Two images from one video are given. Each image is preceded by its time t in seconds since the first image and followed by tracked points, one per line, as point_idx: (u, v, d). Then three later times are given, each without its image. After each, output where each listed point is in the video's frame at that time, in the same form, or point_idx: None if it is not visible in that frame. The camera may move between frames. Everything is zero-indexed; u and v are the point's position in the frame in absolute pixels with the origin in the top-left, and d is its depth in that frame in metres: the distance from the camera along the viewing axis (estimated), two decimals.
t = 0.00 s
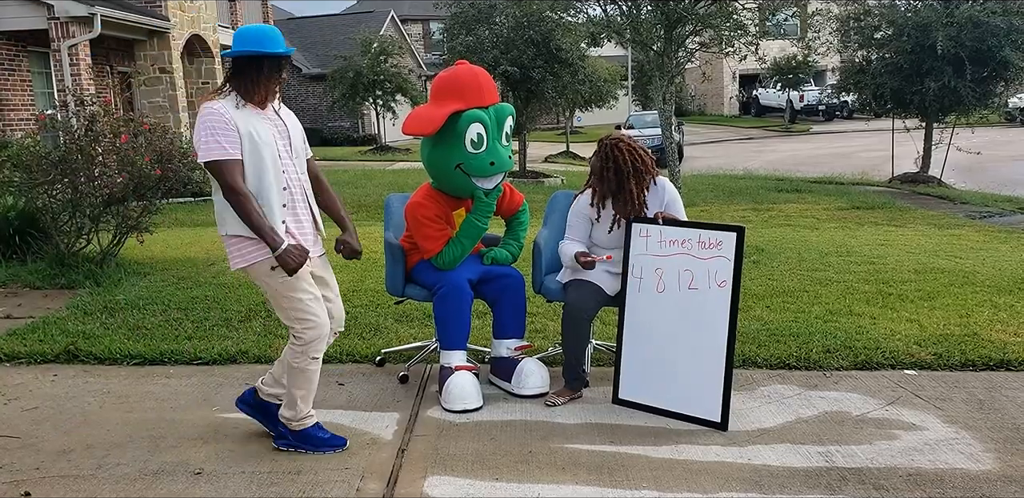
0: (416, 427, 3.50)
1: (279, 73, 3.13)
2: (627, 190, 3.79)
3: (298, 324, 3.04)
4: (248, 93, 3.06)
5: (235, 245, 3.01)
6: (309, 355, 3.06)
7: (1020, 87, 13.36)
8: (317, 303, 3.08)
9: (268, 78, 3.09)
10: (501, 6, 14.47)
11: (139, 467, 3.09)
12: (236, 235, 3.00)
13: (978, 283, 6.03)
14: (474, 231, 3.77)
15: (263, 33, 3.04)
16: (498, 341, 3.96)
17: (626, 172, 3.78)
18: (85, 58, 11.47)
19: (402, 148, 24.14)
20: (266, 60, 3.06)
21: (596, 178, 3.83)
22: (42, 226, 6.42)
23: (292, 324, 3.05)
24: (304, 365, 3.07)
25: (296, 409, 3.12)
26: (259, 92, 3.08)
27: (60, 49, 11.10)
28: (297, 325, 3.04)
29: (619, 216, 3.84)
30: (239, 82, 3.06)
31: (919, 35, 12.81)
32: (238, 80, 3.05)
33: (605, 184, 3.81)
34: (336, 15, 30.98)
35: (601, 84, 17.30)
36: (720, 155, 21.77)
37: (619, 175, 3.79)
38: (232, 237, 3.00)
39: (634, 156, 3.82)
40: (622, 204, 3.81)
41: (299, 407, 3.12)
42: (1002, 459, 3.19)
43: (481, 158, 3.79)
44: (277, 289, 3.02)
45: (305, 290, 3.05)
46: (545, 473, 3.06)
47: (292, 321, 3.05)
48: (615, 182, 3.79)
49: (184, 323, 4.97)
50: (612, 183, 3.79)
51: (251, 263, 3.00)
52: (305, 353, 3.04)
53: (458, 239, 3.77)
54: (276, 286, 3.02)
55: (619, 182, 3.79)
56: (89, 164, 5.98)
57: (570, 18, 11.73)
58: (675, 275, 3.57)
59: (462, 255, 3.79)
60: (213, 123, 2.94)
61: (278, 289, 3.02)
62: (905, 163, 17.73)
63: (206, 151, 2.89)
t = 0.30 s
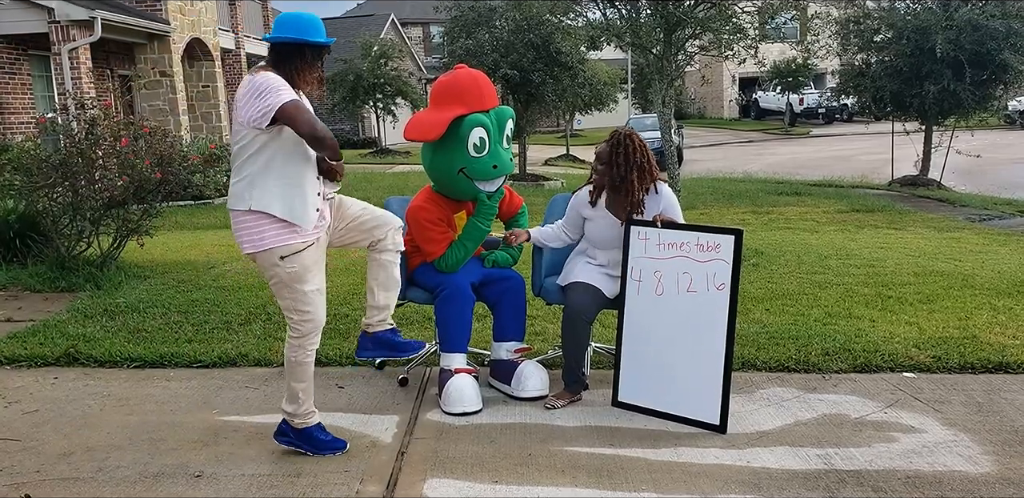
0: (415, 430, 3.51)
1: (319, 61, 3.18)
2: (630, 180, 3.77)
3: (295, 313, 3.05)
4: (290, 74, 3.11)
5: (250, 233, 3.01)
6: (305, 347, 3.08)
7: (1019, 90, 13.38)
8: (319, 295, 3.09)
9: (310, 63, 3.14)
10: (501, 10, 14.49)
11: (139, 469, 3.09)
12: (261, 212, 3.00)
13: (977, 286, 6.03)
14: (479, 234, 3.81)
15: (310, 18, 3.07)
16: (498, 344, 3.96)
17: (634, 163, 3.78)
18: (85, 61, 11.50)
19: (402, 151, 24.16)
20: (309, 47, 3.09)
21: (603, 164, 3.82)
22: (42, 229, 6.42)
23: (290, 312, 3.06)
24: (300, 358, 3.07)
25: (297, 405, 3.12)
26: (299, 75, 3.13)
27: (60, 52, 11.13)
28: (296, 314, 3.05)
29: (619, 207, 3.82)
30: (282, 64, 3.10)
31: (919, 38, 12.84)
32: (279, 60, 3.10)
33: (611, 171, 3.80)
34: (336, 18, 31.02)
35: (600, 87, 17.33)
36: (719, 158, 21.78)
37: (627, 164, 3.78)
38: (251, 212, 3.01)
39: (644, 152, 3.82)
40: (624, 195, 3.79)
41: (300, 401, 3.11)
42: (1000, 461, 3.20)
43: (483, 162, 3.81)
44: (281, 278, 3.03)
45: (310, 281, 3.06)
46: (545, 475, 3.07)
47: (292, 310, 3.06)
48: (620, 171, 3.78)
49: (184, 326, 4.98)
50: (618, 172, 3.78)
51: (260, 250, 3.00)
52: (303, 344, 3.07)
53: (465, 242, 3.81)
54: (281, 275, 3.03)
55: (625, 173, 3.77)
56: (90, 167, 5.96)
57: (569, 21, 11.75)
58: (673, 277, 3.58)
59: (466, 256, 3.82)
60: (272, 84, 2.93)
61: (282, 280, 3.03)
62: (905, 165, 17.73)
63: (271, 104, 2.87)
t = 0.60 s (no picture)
0: (414, 432, 3.51)
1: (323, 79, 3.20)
2: (632, 164, 3.86)
3: (334, 333, 3.04)
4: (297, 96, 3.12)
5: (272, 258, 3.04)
6: (341, 363, 3.06)
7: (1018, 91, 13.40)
8: (353, 311, 3.08)
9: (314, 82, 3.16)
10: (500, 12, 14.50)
11: (138, 472, 3.10)
12: (283, 235, 3.02)
13: (976, 288, 6.04)
14: (473, 225, 3.77)
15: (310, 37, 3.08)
16: (498, 346, 3.96)
17: (638, 151, 3.88)
18: (85, 64, 11.51)
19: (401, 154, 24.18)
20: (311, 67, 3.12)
21: (608, 150, 3.88)
22: (41, 232, 6.43)
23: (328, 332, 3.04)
24: (334, 373, 3.05)
25: (319, 417, 3.09)
26: (306, 96, 3.16)
27: (60, 55, 11.15)
28: (334, 333, 3.03)
29: (626, 191, 3.88)
30: (287, 87, 3.11)
31: (918, 40, 12.85)
32: (282, 83, 3.10)
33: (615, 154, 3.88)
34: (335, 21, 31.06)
35: (600, 89, 17.38)
36: (719, 160, 21.79)
37: (631, 149, 3.87)
38: (274, 235, 3.03)
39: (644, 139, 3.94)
40: (631, 177, 3.87)
41: (321, 415, 3.09)
42: (998, 462, 3.20)
43: (482, 154, 3.79)
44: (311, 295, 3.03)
45: (341, 298, 3.05)
46: (544, 477, 3.07)
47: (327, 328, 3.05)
48: (627, 155, 3.86)
49: (183, 329, 4.98)
50: (625, 155, 3.86)
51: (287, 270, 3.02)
52: (339, 362, 3.04)
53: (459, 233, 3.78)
54: (313, 293, 3.03)
55: (631, 156, 3.86)
56: (90, 170, 5.98)
57: (569, 23, 11.77)
58: (671, 279, 3.58)
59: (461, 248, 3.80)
60: (277, 111, 2.97)
61: (312, 296, 3.04)
62: (904, 168, 17.74)
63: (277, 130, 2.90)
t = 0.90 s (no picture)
0: (414, 435, 3.51)
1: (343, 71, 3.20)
2: (637, 165, 3.98)
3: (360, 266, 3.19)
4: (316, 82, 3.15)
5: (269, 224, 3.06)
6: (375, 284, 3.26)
7: (1019, 94, 13.41)
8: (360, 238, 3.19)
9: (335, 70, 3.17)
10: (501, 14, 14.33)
11: (139, 475, 3.09)
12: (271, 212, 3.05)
13: (977, 290, 6.04)
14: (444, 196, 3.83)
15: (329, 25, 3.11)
16: (498, 348, 3.97)
17: (641, 154, 4.00)
18: (85, 67, 11.53)
19: (401, 156, 24.19)
20: (332, 56, 3.13)
21: (616, 150, 3.95)
22: (42, 234, 6.43)
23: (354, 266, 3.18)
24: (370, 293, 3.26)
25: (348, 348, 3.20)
26: (322, 84, 3.16)
27: (60, 58, 11.17)
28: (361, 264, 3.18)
29: (631, 189, 3.99)
30: (304, 73, 3.13)
31: (918, 42, 12.85)
32: (298, 69, 3.13)
33: (623, 157, 3.95)
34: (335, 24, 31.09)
35: (600, 92, 17.41)
36: (719, 163, 21.80)
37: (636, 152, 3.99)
38: (262, 212, 3.07)
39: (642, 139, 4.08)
40: (636, 176, 4.00)
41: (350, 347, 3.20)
42: (999, 465, 3.20)
43: (471, 137, 3.96)
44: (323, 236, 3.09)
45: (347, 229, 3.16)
46: (544, 480, 3.07)
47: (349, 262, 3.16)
48: (634, 155, 3.97)
49: (183, 332, 4.98)
50: (632, 156, 3.96)
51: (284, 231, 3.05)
52: (373, 282, 3.23)
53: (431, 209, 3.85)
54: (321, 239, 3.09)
55: (637, 156, 3.98)
56: (90, 173, 6.00)
57: (569, 26, 11.78)
58: (670, 281, 3.58)
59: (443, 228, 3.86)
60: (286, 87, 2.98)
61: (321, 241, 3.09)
62: (904, 170, 17.75)
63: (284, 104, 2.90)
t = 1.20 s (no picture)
0: (414, 436, 3.50)
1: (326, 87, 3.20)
2: (635, 172, 3.98)
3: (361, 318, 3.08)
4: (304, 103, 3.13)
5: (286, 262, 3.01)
6: (372, 341, 3.11)
7: (1018, 95, 13.43)
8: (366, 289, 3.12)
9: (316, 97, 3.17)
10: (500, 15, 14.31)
11: (138, 476, 3.09)
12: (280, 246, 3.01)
13: (977, 291, 6.04)
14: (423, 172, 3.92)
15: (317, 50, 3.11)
16: (498, 349, 3.96)
17: (640, 162, 4.00)
18: (85, 68, 11.53)
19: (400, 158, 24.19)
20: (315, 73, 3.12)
21: (616, 156, 3.95)
22: (41, 236, 6.42)
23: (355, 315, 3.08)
24: (364, 352, 3.11)
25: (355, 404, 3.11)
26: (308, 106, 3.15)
27: (60, 59, 11.17)
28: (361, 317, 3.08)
29: (628, 196, 3.98)
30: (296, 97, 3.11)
31: (918, 43, 12.85)
32: (289, 94, 3.11)
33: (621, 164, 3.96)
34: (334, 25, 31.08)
35: (600, 92, 17.42)
36: (719, 164, 21.80)
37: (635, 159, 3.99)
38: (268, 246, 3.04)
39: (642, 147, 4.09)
40: (634, 184, 3.99)
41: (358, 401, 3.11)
42: (1000, 466, 3.19)
43: (453, 132, 3.97)
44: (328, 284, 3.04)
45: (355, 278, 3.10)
46: (544, 481, 3.07)
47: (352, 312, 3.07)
48: (633, 163, 3.97)
49: (182, 333, 4.97)
50: (632, 164, 3.96)
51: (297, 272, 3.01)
52: (370, 339, 3.10)
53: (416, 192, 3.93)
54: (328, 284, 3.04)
55: (636, 165, 3.99)
56: (89, 174, 6.00)
57: (568, 27, 11.77)
58: (670, 282, 3.57)
59: (429, 208, 3.90)
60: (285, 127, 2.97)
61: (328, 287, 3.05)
62: (904, 171, 17.76)
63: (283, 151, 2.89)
